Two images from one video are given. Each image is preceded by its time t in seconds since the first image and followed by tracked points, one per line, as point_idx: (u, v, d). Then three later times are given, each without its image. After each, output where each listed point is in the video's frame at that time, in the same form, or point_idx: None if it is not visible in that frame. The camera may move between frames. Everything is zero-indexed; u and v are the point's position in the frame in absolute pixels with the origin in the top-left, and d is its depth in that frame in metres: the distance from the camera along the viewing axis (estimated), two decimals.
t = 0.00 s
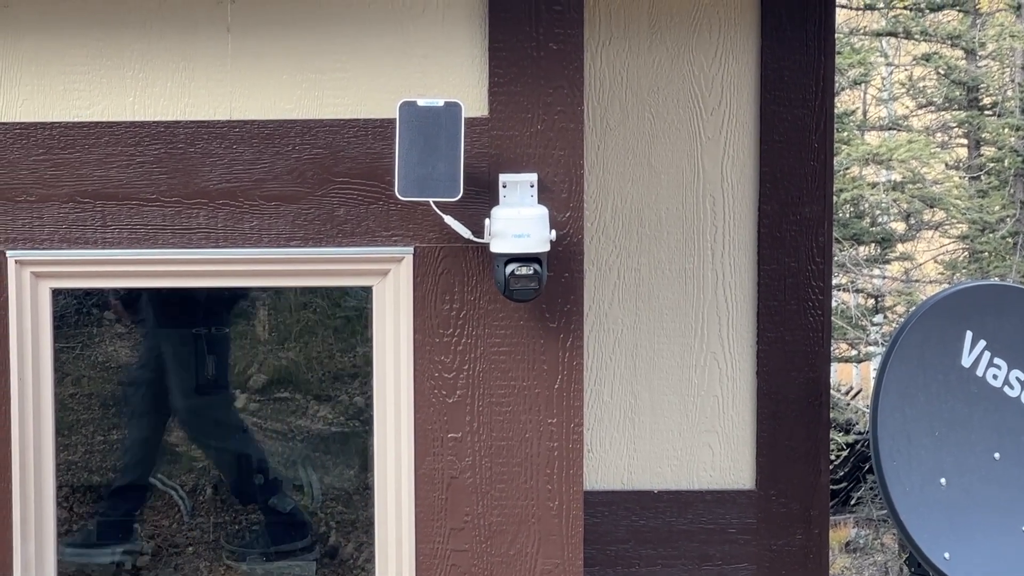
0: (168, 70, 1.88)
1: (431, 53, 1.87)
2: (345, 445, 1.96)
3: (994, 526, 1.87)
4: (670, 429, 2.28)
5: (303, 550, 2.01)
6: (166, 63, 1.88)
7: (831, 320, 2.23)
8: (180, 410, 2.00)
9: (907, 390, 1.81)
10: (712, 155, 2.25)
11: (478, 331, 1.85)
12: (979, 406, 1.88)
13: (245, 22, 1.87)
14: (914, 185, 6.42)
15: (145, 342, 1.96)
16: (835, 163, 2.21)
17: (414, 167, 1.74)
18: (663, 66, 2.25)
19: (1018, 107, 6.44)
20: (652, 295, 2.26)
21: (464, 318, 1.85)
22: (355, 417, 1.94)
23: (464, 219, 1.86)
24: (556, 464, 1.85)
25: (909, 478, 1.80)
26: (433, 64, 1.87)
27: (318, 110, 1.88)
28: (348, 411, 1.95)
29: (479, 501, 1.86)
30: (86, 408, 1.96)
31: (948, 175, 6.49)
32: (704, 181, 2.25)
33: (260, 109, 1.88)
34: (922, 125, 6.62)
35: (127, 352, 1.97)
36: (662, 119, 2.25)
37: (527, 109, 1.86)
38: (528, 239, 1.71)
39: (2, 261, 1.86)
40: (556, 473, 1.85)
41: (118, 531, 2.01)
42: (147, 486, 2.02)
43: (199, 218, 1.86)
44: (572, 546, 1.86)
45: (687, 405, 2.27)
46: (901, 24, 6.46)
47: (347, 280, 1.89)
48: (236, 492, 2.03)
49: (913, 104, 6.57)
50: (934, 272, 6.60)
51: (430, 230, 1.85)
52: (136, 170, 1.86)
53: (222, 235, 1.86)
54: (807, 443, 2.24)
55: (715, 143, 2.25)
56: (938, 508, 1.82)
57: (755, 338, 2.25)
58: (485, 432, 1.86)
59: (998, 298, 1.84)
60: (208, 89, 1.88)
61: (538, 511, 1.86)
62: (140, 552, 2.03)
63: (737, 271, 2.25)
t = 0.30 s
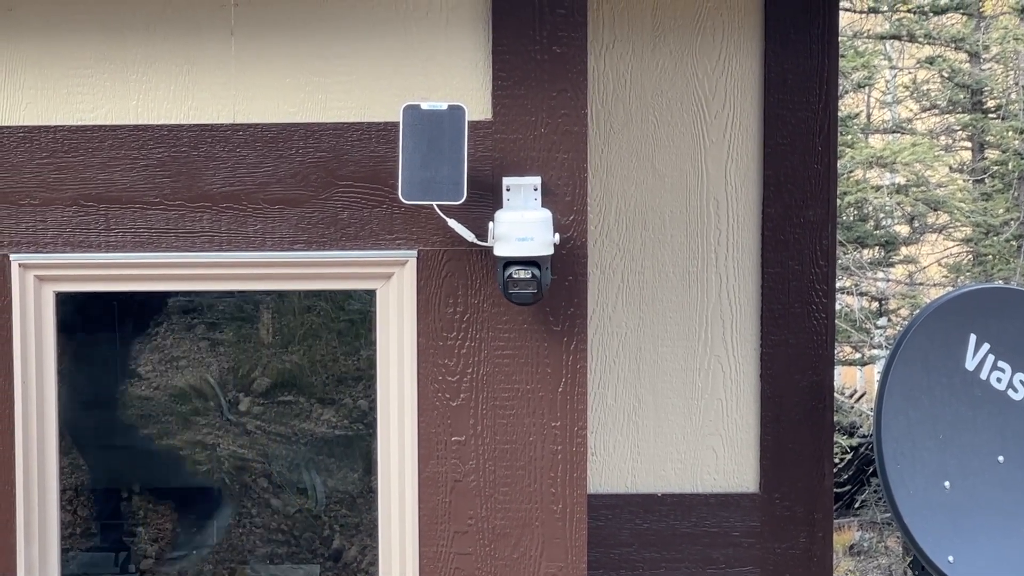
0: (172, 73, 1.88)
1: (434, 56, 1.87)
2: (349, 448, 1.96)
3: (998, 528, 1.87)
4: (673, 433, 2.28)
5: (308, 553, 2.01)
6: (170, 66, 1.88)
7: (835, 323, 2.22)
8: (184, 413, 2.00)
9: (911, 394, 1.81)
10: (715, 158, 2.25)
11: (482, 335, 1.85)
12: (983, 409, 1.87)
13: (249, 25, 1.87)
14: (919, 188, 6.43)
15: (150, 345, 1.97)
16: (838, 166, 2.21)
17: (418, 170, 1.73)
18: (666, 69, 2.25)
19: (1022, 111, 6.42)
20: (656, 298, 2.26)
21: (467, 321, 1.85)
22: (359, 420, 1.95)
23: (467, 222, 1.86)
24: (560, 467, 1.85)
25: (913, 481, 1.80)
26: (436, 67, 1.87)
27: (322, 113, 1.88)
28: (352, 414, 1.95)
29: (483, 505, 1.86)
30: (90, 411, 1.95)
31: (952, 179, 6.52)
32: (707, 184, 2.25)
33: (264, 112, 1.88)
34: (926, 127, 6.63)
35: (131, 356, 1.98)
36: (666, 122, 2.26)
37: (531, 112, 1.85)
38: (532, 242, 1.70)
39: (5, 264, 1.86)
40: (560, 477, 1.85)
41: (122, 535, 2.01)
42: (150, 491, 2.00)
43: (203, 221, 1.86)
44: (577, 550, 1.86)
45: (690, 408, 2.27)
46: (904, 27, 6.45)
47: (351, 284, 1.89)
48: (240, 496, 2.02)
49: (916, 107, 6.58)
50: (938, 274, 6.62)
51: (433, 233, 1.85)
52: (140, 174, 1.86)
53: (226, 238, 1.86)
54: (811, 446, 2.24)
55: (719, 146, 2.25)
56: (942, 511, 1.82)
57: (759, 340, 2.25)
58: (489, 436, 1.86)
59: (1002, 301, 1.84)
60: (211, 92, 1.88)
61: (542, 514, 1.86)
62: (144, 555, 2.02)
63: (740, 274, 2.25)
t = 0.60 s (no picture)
0: (174, 75, 1.88)
1: (437, 58, 1.87)
2: (353, 451, 1.96)
3: (1002, 531, 1.86)
4: (677, 435, 2.28)
5: (311, 557, 2.00)
6: (173, 68, 1.88)
7: (839, 326, 2.22)
8: (188, 416, 1.99)
9: (914, 396, 1.80)
10: (719, 161, 2.25)
11: (485, 338, 1.85)
12: (987, 411, 1.87)
13: (252, 28, 1.87)
14: (923, 191, 6.42)
15: (154, 348, 1.97)
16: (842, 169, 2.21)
17: (421, 173, 1.73)
18: (670, 71, 2.24)
19: None
20: (660, 300, 2.26)
21: (471, 324, 1.85)
22: (362, 423, 1.94)
23: (471, 225, 1.86)
24: (563, 470, 1.85)
25: (917, 484, 1.79)
26: (440, 69, 1.87)
27: (324, 116, 1.88)
28: (356, 417, 1.95)
29: (487, 507, 1.86)
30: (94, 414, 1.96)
31: (956, 181, 6.49)
32: (711, 187, 2.25)
33: (267, 115, 1.88)
34: (931, 130, 6.61)
35: (135, 359, 1.97)
36: (670, 124, 2.25)
37: (535, 115, 1.85)
38: (535, 244, 1.70)
39: (10, 267, 1.86)
40: (564, 479, 1.85)
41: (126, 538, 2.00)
42: (155, 493, 1.99)
43: (206, 224, 1.86)
44: (580, 552, 1.85)
45: (694, 410, 2.27)
46: (909, 30, 6.47)
47: (354, 286, 1.89)
48: (244, 499, 2.01)
49: (921, 109, 6.58)
50: (942, 277, 6.62)
51: (437, 235, 1.85)
52: (144, 176, 1.86)
53: (229, 241, 1.86)
54: (815, 449, 2.24)
55: (722, 149, 2.25)
56: (946, 514, 1.81)
57: (763, 343, 2.25)
58: (492, 438, 1.86)
59: (1006, 304, 1.84)
60: (214, 95, 1.88)
61: (545, 517, 1.86)
62: (148, 558, 2.01)
63: (744, 276, 2.25)
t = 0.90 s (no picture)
0: (178, 78, 1.88)
1: (441, 60, 1.87)
2: (357, 453, 1.95)
3: (1007, 534, 1.86)
4: (682, 437, 2.28)
5: (315, 560, 2.00)
6: (176, 70, 1.88)
7: (843, 328, 2.22)
8: (192, 418, 1.99)
9: (919, 398, 1.80)
10: (724, 163, 2.25)
11: (489, 340, 1.85)
12: (992, 413, 1.87)
13: (255, 30, 1.87)
14: (928, 193, 6.43)
15: (158, 351, 1.96)
16: (846, 171, 2.21)
17: (425, 175, 1.73)
18: (674, 73, 2.25)
19: None
20: (665, 302, 2.26)
21: (475, 326, 1.85)
22: (367, 425, 1.94)
23: (475, 227, 1.86)
24: (568, 472, 1.85)
25: (922, 486, 1.79)
26: (444, 71, 1.87)
27: (328, 118, 1.88)
28: (360, 419, 1.94)
29: (491, 510, 1.86)
30: (98, 416, 1.95)
31: (961, 183, 6.51)
32: (715, 189, 2.25)
33: (271, 117, 1.88)
34: (935, 132, 6.59)
35: (139, 361, 1.96)
36: (674, 126, 2.25)
37: (539, 117, 1.85)
38: (539, 246, 1.69)
39: (14, 269, 1.86)
40: (568, 481, 1.85)
41: (130, 540, 2.00)
42: (159, 496, 1.99)
43: (211, 226, 1.86)
44: (585, 554, 1.85)
45: (698, 412, 2.27)
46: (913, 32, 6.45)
47: (359, 289, 1.89)
48: (248, 501, 2.00)
49: (925, 111, 6.58)
50: (947, 280, 6.62)
51: (441, 237, 1.84)
52: (148, 179, 1.86)
53: (234, 243, 1.86)
54: (819, 451, 2.24)
55: (727, 151, 2.25)
56: (951, 516, 1.81)
57: (767, 345, 2.25)
58: (497, 441, 1.86)
59: (1011, 306, 1.84)
60: (218, 97, 1.88)
61: (549, 519, 1.86)
62: (153, 560, 2.01)
63: (749, 278, 2.25)
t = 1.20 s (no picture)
0: (184, 80, 1.88)
1: (447, 62, 1.86)
2: (363, 455, 1.96)
3: (1015, 537, 1.86)
4: (688, 439, 2.28)
5: (322, 562, 1.99)
6: (183, 73, 1.87)
7: (850, 330, 2.21)
8: (198, 420, 1.98)
9: (925, 400, 1.80)
10: (730, 165, 2.25)
11: (496, 342, 1.85)
12: (999, 416, 1.86)
13: (262, 32, 1.87)
14: (934, 195, 6.46)
15: (165, 353, 1.96)
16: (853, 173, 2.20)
17: (432, 177, 1.73)
18: (681, 75, 2.25)
19: None
20: (671, 304, 2.26)
21: (482, 329, 1.85)
22: (373, 427, 1.94)
23: (481, 229, 1.86)
24: (574, 474, 1.85)
25: (929, 489, 1.79)
26: (450, 74, 1.87)
27: (335, 120, 1.88)
28: (367, 422, 1.95)
29: (498, 512, 1.86)
30: (105, 418, 1.96)
31: (968, 185, 6.54)
32: (722, 191, 2.25)
33: (278, 119, 1.88)
34: (941, 134, 6.63)
35: (146, 363, 1.97)
36: (680, 129, 2.25)
37: (546, 119, 1.85)
38: (546, 249, 1.69)
39: (20, 271, 1.86)
40: (575, 483, 1.85)
41: (136, 542, 1.99)
42: (165, 498, 1.99)
43: (217, 228, 1.86)
44: (592, 557, 1.85)
45: (705, 414, 2.27)
46: (919, 35, 6.41)
47: (366, 291, 1.89)
48: (254, 503, 2.00)
49: (932, 113, 6.60)
50: (953, 281, 6.68)
51: (447, 240, 1.84)
52: (154, 181, 1.86)
53: (240, 245, 1.86)
54: (827, 453, 2.24)
55: (733, 153, 2.25)
56: (958, 519, 1.81)
57: (774, 347, 2.25)
58: (503, 443, 1.86)
59: (1018, 308, 1.83)
60: (225, 99, 1.88)
61: (556, 521, 1.86)
62: (159, 563, 2.00)
63: (756, 280, 2.25)
